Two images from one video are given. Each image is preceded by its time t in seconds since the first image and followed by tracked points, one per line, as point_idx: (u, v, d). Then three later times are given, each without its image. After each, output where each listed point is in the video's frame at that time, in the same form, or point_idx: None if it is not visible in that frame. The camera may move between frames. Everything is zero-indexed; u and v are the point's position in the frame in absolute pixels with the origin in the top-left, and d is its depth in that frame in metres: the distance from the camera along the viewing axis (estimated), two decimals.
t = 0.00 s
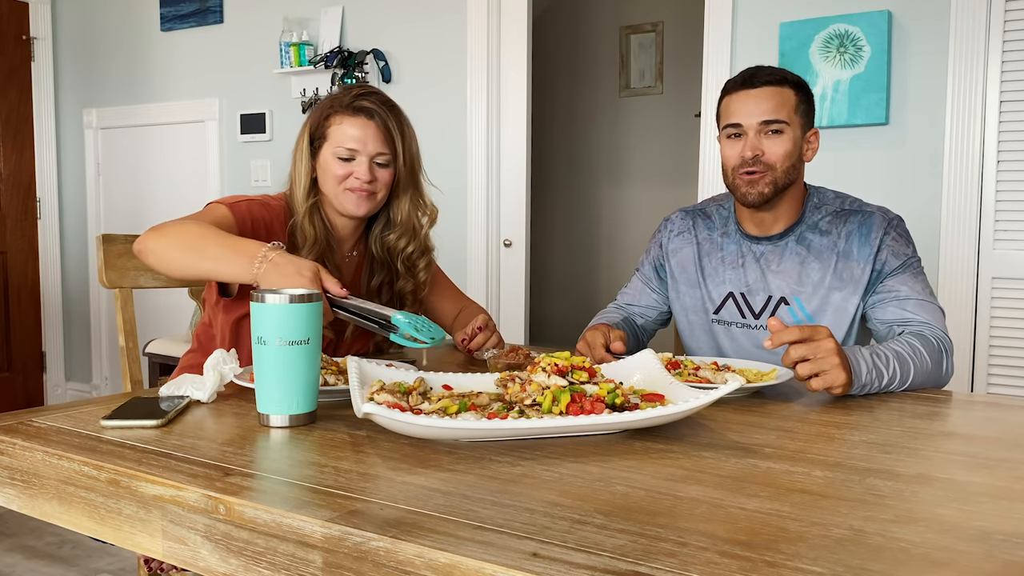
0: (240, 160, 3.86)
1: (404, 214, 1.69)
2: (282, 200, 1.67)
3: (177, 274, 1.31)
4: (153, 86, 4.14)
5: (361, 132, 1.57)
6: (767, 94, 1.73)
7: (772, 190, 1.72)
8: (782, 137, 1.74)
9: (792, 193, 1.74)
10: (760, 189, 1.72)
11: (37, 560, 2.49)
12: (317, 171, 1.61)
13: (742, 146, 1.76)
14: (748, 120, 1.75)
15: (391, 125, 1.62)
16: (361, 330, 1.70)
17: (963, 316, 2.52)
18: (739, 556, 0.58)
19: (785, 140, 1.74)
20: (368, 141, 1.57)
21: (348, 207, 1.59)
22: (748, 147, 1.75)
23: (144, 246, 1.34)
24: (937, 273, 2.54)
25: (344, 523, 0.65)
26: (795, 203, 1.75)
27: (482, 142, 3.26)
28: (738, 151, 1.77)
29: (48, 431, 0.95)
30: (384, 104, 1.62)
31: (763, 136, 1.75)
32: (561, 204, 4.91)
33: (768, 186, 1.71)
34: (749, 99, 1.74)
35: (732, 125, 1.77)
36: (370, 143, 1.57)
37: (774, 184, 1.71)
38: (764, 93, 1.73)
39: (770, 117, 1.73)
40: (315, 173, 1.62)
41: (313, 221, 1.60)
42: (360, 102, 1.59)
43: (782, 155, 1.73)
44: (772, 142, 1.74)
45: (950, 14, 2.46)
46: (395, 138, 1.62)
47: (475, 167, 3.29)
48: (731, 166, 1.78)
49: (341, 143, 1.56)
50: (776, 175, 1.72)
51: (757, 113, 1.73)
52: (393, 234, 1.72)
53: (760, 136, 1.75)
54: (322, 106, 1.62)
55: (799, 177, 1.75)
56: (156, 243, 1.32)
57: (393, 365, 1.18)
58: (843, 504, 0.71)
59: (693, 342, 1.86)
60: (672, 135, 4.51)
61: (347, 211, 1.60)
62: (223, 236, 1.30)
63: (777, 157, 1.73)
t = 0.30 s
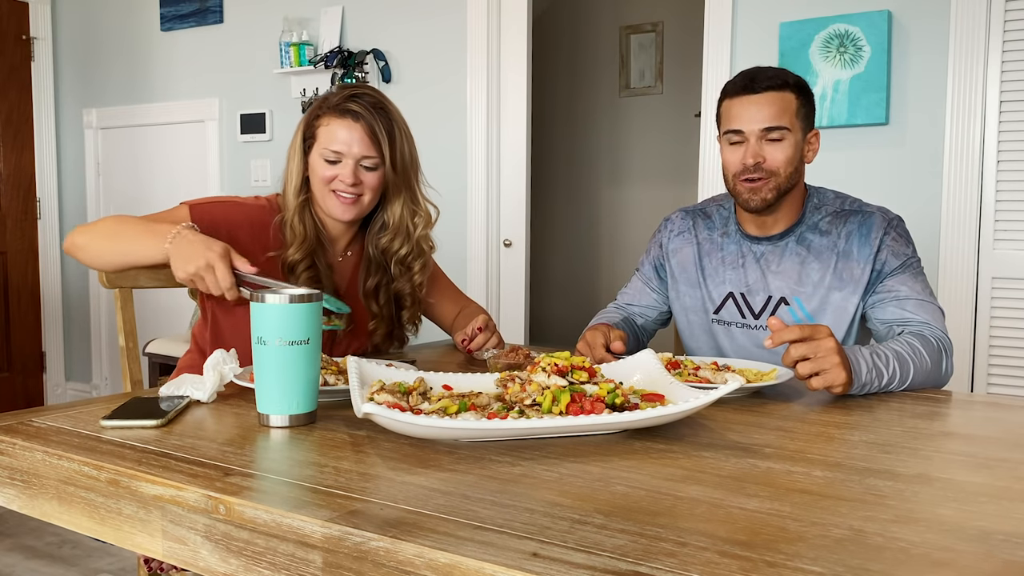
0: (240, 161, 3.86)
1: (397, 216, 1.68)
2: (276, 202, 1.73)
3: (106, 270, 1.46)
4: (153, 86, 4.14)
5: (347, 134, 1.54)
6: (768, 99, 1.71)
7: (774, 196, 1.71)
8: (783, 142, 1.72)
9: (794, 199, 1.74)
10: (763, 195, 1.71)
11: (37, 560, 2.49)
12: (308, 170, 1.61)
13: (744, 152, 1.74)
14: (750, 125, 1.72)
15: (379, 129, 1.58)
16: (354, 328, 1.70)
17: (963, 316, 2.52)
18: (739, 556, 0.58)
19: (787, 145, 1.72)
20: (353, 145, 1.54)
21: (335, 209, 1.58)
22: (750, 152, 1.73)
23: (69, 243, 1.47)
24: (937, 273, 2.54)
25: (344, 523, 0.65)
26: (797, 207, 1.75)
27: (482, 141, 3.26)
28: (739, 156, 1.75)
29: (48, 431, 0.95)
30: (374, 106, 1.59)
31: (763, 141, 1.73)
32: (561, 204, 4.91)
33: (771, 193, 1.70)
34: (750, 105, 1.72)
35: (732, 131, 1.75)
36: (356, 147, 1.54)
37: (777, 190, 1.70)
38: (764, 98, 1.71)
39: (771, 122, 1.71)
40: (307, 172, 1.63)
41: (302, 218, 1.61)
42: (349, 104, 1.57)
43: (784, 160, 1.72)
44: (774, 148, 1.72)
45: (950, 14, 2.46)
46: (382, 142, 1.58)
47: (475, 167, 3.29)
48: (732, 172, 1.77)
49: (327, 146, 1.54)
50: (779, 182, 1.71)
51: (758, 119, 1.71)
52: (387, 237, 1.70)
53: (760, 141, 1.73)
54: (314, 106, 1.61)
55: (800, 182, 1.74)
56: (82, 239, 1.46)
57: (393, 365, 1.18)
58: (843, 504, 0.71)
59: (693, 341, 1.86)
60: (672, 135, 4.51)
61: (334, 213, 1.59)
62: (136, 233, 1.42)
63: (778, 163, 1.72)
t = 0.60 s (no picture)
0: (240, 161, 3.86)
1: (385, 214, 1.68)
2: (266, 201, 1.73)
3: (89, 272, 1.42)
4: (153, 86, 4.14)
5: (338, 132, 1.54)
6: (722, 105, 1.81)
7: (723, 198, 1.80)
8: (737, 146, 1.80)
9: (751, 200, 1.78)
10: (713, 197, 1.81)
11: (37, 560, 2.49)
12: (298, 167, 1.61)
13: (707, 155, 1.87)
14: (705, 131, 1.85)
15: (369, 127, 1.59)
16: (341, 328, 1.71)
17: (963, 316, 2.52)
18: (740, 556, 0.58)
19: (739, 148, 1.79)
20: (343, 142, 1.54)
21: (324, 208, 1.58)
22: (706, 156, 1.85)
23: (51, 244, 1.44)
24: (937, 274, 2.54)
25: (344, 523, 0.65)
26: (760, 208, 1.78)
27: (482, 141, 3.26)
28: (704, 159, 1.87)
29: (48, 431, 0.95)
30: (364, 104, 1.60)
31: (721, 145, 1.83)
32: (560, 204, 4.91)
33: (715, 194, 1.80)
34: (710, 110, 1.84)
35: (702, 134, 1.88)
36: (346, 144, 1.55)
37: (723, 192, 1.79)
38: (720, 103, 1.82)
39: (722, 128, 1.81)
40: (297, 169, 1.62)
41: (291, 216, 1.61)
42: (339, 102, 1.58)
43: (734, 163, 1.80)
44: (728, 152, 1.81)
45: (950, 13, 2.46)
46: (372, 139, 1.59)
47: (475, 167, 3.29)
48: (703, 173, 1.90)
49: (317, 143, 1.54)
50: (724, 184, 1.79)
51: (713, 124, 1.82)
52: (375, 235, 1.69)
53: (718, 146, 1.83)
54: (304, 104, 1.61)
55: (758, 184, 1.77)
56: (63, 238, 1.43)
57: (393, 365, 1.18)
58: (843, 504, 0.71)
59: (693, 341, 1.86)
60: (671, 135, 4.51)
61: (322, 211, 1.59)
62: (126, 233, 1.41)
63: (729, 166, 1.80)
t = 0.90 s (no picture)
0: (241, 161, 3.85)
1: (388, 214, 1.68)
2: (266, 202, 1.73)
3: (82, 275, 1.37)
4: (153, 86, 4.14)
5: (340, 131, 1.54)
6: (717, 110, 1.81)
7: (727, 201, 1.80)
8: (734, 148, 1.80)
9: (755, 202, 1.77)
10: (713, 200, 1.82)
11: (37, 560, 2.49)
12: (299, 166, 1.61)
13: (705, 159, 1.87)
14: (702, 136, 1.85)
15: (371, 126, 1.59)
16: (342, 328, 1.71)
17: (963, 316, 2.52)
18: (740, 556, 0.58)
19: (737, 151, 1.80)
20: (346, 141, 1.54)
21: (325, 207, 1.57)
22: (705, 160, 1.85)
23: (53, 245, 1.41)
24: (937, 274, 2.54)
25: (344, 523, 0.65)
26: (763, 209, 1.77)
27: (482, 141, 3.26)
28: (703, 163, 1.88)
29: (48, 431, 0.95)
30: (367, 103, 1.60)
31: (719, 149, 1.83)
32: (560, 204, 4.91)
33: (715, 197, 1.81)
34: (706, 114, 1.84)
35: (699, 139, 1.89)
36: (348, 143, 1.54)
37: (724, 195, 1.79)
38: (716, 107, 1.82)
39: (719, 131, 1.81)
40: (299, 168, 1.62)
41: (292, 216, 1.61)
42: (341, 101, 1.58)
43: (733, 165, 1.80)
44: (726, 155, 1.81)
45: (950, 13, 2.46)
46: (374, 138, 1.59)
47: (475, 167, 3.29)
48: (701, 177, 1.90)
49: (319, 141, 1.54)
50: (726, 187, 1.79)
51: (709, 128, 1.83)
52: (377, 235, 1.69)
53: (716, 150, 1.83)
54: (306, 103, 1.61)
55: (760, 185, 1.77)
56: (66, 238, 1.40)
57: (393, 365, 1.18)
58: (843, 504, 0.71)
59: (693, 342, 1.86)
60: (672, 135, 4.51)
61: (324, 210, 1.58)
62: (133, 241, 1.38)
63: (729, 169, 1.80)
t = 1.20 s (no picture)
0: (241, 161, 3.85)
1: (389, 214, 1.67)
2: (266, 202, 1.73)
3: (82, 279, 1.37)
4: (153, 86, 4.14)
5: (344, 130, 1.54)
6: (719, 111, 1.81)
7: (725, 200, 1.80)
8: (736, 150, 1.80)
9: (754, 201, 1.77)
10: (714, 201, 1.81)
11: (37, 560, 2.49)
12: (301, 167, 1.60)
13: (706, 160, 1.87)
14: (704, 137, 1.85)
15: (374, 126, 1.59)
16: (342, 330, 1.71)
17: (963, 316, 2.52)
18: (740, 556, 0.58)
19: (738, 152, 1.80)
20: (350, 140, 1.54)
21: (328, 207, 1.57)
22: (706, 161, 1.85)
23: (52, 250, 1.41)
24: (938, 274, 2.54)
25: (344, 523, 0.65)
26: (763, 210, 1.77)
27: (482, 141, 3.26)
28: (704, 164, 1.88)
29: (48, 431, 0.95)
30: (369, 102, 1.60)
31: (719, 150, 1.83)
32: (561, 204, 4.91)
33: (717, 198, 1.81)
34: (708, 115, 1.84)
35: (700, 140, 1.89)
36: (352, 142, 1.54)
37: (724, 195, 1.79)
38: (717, 108, 1.82)
39: (720, 132, 1.81)
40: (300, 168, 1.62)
41: (293, 216, 1.61)
42: (345, 100, 1.57)
43: (734, 166, 1.80)
44: (727, 156, 1.81)
45: (950, 13, 2.46)
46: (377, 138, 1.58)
47: (475, 167, 3.29)
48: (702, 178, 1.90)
49: (322, 141, 1.54)
50: (725, 187, 1.79)
51: (710, 129, 1.83)
52: (379, 235, 1.69)
53: (717, 150, 1.83)
54: (308, 102, 1.61)
55: (761, 186, 1.76)
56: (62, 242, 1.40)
57: (393, 365, 1.18)
58: (843, 504, 0.71)
59: (693, 342, 1.86)
60: (672, 135, 4.51)
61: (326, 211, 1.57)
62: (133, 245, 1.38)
63: (729, 169, 1.80)
